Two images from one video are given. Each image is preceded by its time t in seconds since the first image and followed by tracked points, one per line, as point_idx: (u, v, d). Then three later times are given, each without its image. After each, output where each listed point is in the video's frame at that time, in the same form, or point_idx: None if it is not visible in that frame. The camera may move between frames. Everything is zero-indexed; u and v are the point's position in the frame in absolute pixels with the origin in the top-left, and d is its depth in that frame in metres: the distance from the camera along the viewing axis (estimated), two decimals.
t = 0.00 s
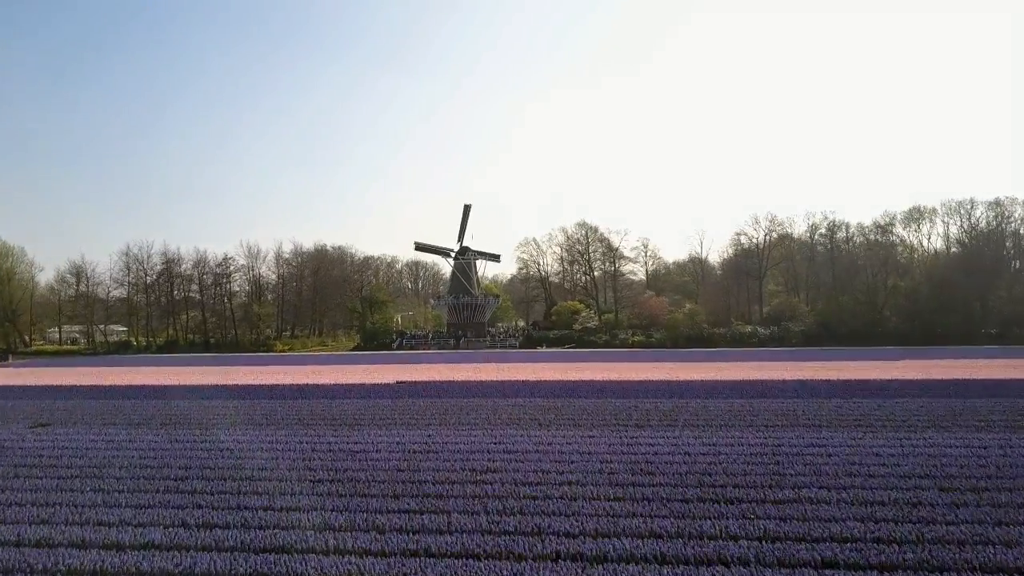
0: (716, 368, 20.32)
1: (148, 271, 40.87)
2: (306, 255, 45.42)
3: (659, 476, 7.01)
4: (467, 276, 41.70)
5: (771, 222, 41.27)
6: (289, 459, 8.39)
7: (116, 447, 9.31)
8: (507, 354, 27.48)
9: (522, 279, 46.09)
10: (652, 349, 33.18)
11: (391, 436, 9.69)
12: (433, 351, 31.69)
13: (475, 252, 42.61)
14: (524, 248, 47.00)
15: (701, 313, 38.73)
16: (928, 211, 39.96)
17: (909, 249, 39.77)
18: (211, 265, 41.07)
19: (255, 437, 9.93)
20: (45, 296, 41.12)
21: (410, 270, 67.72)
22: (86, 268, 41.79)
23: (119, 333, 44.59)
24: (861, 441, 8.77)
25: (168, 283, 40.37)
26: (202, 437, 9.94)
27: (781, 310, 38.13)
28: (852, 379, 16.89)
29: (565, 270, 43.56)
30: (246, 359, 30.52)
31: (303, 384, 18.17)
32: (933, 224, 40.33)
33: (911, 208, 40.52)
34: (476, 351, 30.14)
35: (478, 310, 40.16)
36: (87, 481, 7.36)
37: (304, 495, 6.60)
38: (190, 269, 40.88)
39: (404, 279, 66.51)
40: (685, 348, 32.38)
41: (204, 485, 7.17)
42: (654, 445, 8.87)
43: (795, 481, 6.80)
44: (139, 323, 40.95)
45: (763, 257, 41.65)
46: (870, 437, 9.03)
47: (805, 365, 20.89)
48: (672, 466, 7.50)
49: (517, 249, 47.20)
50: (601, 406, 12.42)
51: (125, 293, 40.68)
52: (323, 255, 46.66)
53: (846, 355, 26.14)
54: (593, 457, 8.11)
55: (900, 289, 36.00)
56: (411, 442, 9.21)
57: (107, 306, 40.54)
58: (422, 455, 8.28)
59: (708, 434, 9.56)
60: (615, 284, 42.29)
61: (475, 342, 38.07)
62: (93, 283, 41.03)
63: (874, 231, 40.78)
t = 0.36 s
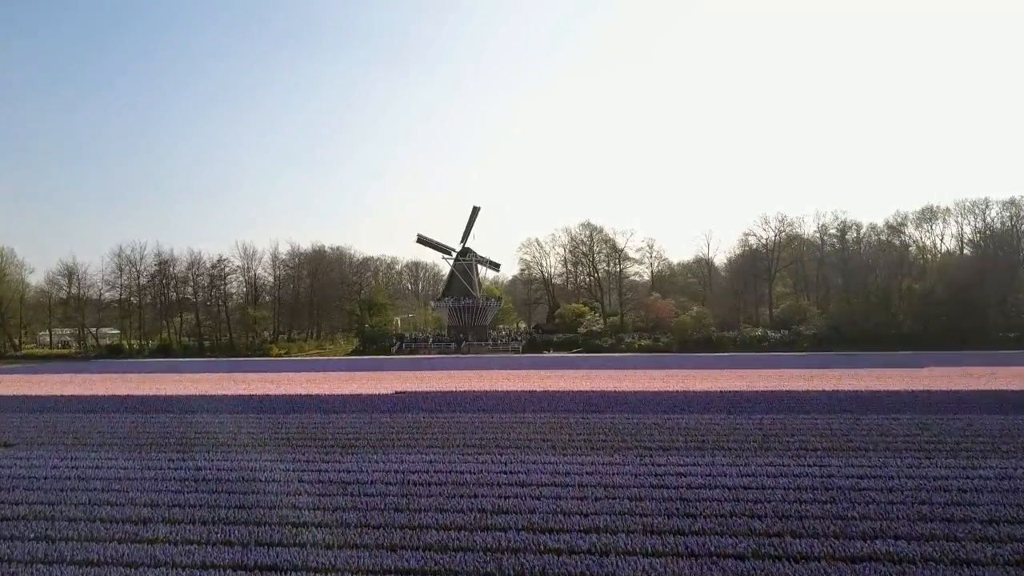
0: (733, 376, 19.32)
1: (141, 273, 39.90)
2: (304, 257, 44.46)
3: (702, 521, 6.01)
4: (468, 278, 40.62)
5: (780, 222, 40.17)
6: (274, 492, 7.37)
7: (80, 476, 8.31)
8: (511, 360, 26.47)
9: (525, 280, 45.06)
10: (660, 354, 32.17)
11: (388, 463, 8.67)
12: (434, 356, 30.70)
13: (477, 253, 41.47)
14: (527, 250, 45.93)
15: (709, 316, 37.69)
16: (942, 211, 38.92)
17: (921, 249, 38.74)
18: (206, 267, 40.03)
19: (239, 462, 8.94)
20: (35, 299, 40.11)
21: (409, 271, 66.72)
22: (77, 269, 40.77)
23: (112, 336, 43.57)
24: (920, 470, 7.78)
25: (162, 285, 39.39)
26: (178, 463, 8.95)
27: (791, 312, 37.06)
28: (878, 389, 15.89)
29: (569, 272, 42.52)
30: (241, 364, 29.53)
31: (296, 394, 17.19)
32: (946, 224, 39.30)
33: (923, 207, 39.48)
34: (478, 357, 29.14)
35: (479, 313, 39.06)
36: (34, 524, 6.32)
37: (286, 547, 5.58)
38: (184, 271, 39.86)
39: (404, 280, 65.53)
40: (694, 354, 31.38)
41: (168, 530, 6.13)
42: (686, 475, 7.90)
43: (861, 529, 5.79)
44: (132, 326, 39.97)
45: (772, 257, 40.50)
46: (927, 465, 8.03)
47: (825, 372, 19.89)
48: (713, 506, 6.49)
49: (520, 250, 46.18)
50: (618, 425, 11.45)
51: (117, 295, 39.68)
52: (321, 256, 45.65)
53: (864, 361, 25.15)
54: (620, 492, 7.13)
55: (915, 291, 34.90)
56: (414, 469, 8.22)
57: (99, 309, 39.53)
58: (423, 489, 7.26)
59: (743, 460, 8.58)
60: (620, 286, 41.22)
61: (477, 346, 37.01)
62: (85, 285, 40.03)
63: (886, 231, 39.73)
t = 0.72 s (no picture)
0: (750, 387, 18.25)
1: (133, 275, 38.87)
2: (301, 258, 43.44)
3: None
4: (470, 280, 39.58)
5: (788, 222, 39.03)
6: (250, 541, 6.35)
7: (31, 516, 7.28)
8: (515, 367, 25.54)
9: (527, 282, 44.05)
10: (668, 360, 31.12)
11: (382, 499, 7.65)
12: (435, 362, 29.67)
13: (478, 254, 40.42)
14: (530, 251, 44.88)
15: (718, 319, 36.66)
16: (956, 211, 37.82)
17: (936, 251, 37.66)
18: (200, 269, 39.00)
19: (214, 496, 7.90)
20: (25, 302, 39.12)
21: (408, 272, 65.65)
22: (68, 272, 39.75)
23: (104, 339, 42.55)
24: (997, 512, 6.75)
25: (155, 287, 38.37)
26: (145, 497, 7.91)
27: (802, 316, 35.98)
28: (910, 401, 14.89)
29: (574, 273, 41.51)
30: (234, 371, 28.48)
31: (287, 407, 16.16)
32: (961, 224, 38.19)
33: (937, 207, 38.37)
34: (481, 363, 28.11)
35: (481, 316, 38.01)
36: None
37: None
38: (178, 273, 38.85)
39: (404, 281, 64.58)
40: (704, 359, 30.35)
41: None
42: (725, 517, 6.89)
43: None
44: (124, 329, 38.93)
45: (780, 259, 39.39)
46: (1003, 505, 7.00)
47: (847, 381, 18.87)
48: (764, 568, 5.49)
49: (523, 251, 45.17)
50: (636, 447, 10.42)
51: (109, 299, 38.67)
52: (319, 257, 44.63)
53: (883, 368, 24.09)
54: (652, 543, 6.08)
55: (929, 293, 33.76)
56: (411, 509, 7.20)
57: (90, 313, 38.54)
58: (424, 539, 6.26)
59: (786, 496, 7.55)
60: (625, 288, 40.15)
61: (478, 349, 35.99)
62: (76, 288, 39.03)
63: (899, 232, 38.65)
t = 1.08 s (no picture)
0: (768, 398, 17.23)
1: (125, 277, 37.85)
2: (297, 260, 42.39)
3: None
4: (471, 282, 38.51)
5: (798, 222, 37.95)
6: None
7: None
8: (518, 374, 24.55)
9: (530, 284, 43.04)
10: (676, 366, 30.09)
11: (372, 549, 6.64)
12: (434, 368, 28.64)
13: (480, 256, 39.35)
14: (532, 251, 43.82)
15: (726, 323, 35.63)
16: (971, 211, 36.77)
17: (951, 253, 36.60)
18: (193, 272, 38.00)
19: (180, 545, 6.89)
20: (13, 305, 38.10)
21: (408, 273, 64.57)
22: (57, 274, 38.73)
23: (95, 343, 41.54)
24: None
25: (147, 290, 37.36)
26: (100, 546, 6.89)
27: (814, 319, 34.91)
28: (944, 417, 13.89)
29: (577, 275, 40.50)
30: (227, 378, 27.46)
31: (276, 422, 15.12)
32: (976, 225, 37.14)
33: (952, 207, 37.32)
34: (483, 369, 27.11)
35: (482, 319, 36.97)
36: None
37: None
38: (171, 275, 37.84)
39: (404, 282, 63.61)
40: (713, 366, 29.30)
41: None
42: None
43: None
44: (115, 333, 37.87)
45: (789, 259, 38.34)
46: None
47: (870, 392, 17.87)
48: None
49: (525, 253, 44.16)
50: (657, 476, 9.40)
51: (99, 302, 37.67)
52: (316, 259, 43.62)
53: (903, 376, 23.06)
54: None
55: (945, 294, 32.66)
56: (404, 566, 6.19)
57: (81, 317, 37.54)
58: None
59: (839, 545, 6.54)
60: (631, 291, 39.09)
61: (479, 354, 34.96)
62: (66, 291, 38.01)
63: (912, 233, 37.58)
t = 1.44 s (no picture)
0: (788, 412, 16.19)
1: (115, 280, 36.74)
2: (293, 262, 41.31)
3: None
4: (471, 285, 37.43)
5: (808, 223, 36.87)
6: None
7: None
8: (521, 383, 23.53)
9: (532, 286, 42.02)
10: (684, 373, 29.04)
11: None
12: (433, 376, 27.58)
13: (480, 258, 38.26)
14: (534, 253, 42.73)
15: (734, 327, 34.57)
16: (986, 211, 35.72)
17: (965, 254, 35.54)
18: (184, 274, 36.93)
19: None
20: None
21: (407, 275, 63.47)
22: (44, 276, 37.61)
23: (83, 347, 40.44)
24: None
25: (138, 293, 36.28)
26: None
27: (825, 323, 33.82)
28: (983, 435, 12.88)
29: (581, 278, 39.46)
30: (217, 386, 26.40)
31: (262, 439, 14.09)
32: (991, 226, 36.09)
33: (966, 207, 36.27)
34: (484, 377, 26.06)
35: (482, 323, 35.88)
36: None
37: None
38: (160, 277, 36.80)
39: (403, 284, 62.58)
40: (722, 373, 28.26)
41: None
42: None
43: None
44: (104, 338, 36.81)
45: (799, 261, 37.26)
46: None
47: (895, 404, 16.86)
48: None
49: (527, 254, 43.10)
50: (682, 512, 8.38)
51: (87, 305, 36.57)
52: (312, 261, 42.54)
53: (924, 386, 22.01)
54: None
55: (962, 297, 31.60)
56: None
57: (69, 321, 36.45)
58: None
59: None
60: (635, 294, 38.02)
61: (479, 359, 33.89)
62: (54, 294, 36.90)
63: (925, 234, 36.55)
